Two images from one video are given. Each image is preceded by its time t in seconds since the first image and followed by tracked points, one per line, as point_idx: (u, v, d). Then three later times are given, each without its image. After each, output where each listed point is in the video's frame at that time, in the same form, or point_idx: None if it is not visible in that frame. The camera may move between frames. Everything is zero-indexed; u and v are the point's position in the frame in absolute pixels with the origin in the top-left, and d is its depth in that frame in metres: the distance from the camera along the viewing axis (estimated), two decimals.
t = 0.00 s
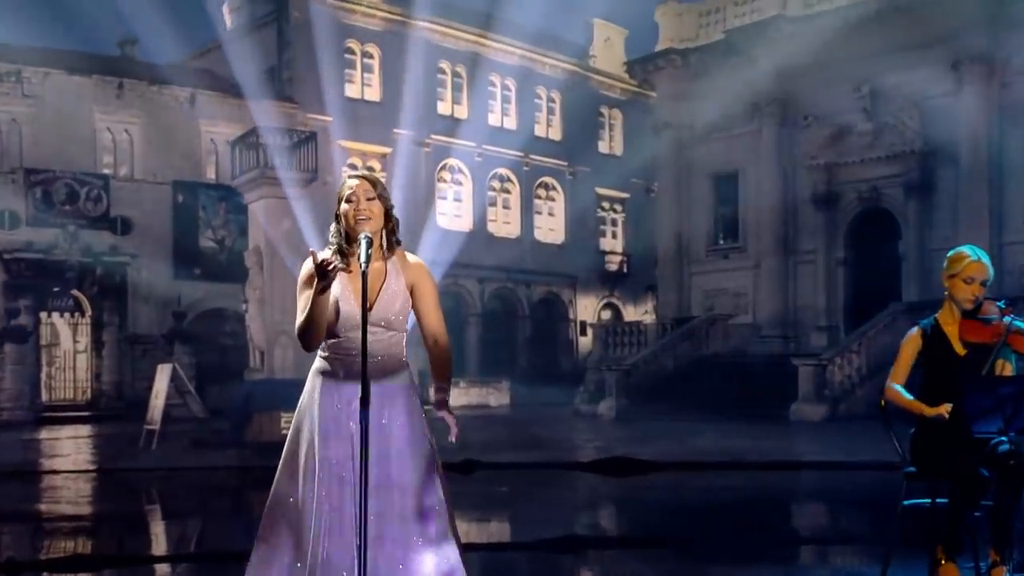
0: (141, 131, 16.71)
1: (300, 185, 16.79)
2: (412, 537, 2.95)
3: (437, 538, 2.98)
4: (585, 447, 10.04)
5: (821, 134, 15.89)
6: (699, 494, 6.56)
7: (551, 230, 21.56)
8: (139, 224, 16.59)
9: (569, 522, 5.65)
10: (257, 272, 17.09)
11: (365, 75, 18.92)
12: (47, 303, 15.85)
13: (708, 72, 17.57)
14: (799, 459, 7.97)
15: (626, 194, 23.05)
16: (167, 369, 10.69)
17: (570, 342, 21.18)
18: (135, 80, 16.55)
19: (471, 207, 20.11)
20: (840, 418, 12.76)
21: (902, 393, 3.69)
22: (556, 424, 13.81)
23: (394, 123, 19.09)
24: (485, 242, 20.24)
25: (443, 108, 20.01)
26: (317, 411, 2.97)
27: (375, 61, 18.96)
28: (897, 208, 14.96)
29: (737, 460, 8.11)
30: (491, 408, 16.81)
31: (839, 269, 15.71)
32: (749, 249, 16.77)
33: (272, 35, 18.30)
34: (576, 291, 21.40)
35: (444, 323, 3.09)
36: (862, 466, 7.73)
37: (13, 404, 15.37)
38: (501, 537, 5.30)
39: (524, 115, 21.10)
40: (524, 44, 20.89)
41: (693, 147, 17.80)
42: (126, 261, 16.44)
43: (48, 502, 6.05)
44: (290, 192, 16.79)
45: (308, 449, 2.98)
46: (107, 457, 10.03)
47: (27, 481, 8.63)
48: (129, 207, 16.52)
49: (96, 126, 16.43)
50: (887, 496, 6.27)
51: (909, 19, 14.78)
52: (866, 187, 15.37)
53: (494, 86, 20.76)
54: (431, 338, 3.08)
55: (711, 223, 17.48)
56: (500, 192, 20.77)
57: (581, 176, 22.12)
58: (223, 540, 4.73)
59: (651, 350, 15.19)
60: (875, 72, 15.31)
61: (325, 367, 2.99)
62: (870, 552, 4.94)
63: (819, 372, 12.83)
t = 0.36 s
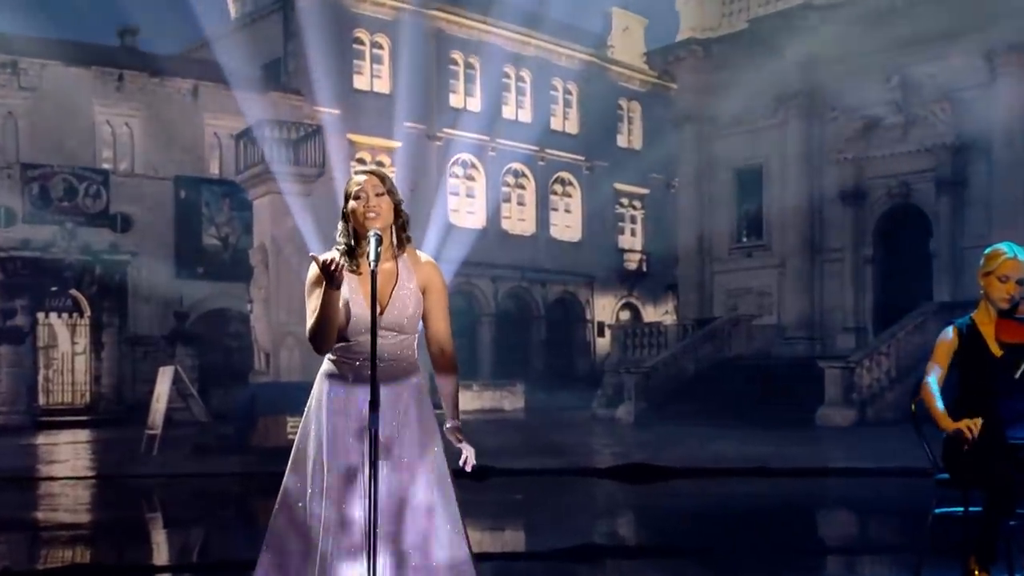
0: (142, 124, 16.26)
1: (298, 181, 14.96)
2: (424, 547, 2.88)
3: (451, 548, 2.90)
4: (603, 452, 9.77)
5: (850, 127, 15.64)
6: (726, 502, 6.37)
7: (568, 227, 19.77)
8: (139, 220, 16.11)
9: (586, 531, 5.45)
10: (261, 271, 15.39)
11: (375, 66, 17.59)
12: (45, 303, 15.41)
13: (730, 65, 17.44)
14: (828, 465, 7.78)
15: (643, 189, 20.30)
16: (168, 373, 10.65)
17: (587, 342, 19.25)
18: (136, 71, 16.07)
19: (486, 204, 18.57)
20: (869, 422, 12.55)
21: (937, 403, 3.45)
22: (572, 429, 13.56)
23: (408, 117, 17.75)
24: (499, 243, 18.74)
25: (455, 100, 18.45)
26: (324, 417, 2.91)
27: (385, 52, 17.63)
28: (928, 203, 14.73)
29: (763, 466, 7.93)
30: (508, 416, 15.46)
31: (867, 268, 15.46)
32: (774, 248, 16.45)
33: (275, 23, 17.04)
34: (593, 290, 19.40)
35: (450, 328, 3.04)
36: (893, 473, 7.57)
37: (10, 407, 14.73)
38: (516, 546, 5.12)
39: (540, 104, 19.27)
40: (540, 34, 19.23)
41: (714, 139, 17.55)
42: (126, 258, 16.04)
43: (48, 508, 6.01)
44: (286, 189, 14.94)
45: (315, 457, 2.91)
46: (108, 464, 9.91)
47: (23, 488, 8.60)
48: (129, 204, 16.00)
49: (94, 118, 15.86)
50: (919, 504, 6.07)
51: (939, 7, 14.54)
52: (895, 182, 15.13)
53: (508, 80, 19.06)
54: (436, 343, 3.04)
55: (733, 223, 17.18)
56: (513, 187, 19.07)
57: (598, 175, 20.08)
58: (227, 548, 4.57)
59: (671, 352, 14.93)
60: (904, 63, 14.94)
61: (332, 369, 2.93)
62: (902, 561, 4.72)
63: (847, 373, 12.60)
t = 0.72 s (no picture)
0: (144, 117, 13.49)
1: (294, 176, 13.87)
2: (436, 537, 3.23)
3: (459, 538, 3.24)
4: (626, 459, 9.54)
5: (882, 117, 15.97)
6: (769, 508, 6.28)
7: (586, 222, 14.53)
8: (141, 219, 13.59)
9: (606, 541, 5.26)
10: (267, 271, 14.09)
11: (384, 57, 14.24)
12: (37, 303, 13.15)
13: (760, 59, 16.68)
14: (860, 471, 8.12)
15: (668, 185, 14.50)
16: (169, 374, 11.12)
17: (603, 346, 13.97)
18: (136, 57, 13.39)
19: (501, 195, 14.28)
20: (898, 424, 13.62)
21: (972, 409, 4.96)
22: (591, 434, 13.29)
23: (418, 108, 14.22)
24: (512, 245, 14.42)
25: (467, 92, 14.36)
26: (337, 420, 3.28)
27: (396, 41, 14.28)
28: (963, 196, 15.76)
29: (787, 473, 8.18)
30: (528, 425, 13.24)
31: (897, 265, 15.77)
32: (801, 246, 15.64)
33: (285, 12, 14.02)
34: (611, 289, 14.26)
35: (460, 329, 3.31)
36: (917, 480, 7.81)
37: None
38: (532, 554, 4.96)
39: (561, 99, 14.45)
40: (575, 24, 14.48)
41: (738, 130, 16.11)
42: (125, 258, 13.56)
43: (48, 517, 6.08)
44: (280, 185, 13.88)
45: (330, 458, 3.29)
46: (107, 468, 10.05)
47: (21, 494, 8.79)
48: (129, 200, 13.40)
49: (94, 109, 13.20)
50: (949, 511, 5.93)
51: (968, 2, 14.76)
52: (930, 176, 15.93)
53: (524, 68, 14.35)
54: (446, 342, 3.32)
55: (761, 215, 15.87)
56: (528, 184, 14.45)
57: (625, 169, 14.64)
58: (229, 560, 4.49)
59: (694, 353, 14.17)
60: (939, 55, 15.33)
61: (344, 372, 3.28)
62: (932, 569, 4.55)
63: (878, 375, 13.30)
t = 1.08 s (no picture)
0: (144, 111, 13.94)
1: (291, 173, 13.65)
2: None
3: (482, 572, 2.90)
4: (646, 466, 9.31)
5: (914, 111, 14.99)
6: (793, 519, 6.04)
7: (604, 221, 15.42)
8: (142, 214, 13.78)
9: (627, 551, 5.06)
10: (273, 270, 14.06)
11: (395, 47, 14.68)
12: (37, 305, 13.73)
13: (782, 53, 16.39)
14: (896, 480, 7.84)
15: (689, 181, 15.22)
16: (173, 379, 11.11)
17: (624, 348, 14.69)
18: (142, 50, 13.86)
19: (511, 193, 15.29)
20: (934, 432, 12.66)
21: (995, 380, 4.82)
22: (612, 440, 13.09)
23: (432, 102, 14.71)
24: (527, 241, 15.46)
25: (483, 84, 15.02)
26: (341, 437, 2.88)
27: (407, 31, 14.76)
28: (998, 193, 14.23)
29: (812, 483, 7.97)
30: (543, 431, 13.28)
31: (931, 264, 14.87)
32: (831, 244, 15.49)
33: (289, 2, 14.09)
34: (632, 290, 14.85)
35: (475, 329, 3.01)
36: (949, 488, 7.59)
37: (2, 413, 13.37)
38: (550, 565, 4.76)
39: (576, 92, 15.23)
40: (587, 13, 15.33)
41: (765, 125, 16.52)
42: (126, 257, 13.86)
43: (44, 527, 5.93)
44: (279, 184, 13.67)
45: (336, 476, 2.89)
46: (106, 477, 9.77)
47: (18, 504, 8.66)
48: (132, 197, 13.66)
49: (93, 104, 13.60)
50: (989, 522, 5.70)
51: None
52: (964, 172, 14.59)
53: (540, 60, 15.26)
54: (459, 343, 3.01)
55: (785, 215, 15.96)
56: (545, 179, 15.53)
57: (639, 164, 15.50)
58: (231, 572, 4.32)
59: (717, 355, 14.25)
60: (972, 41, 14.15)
61: (351, 375, 2.89)
62: None
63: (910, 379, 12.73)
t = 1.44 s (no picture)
0: (143, 106, 14.65)
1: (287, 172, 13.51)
2: None
3: None
4: (664, 472, 9.15)
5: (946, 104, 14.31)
6: (814, 529, 5.82)
7: (623, 219, 16.11)
8: (141, 211, 14.48)
9: (649, 562, 4.92)
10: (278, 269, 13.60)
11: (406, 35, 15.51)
12: (36, 304, 13.91)
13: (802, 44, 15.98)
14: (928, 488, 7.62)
15: (710, 176, 15.99)
16: (174, 382, 10.66)
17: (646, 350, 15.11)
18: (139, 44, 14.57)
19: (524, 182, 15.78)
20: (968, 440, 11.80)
21: None
22: (628, 446, 12.94)
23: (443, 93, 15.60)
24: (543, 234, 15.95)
25: (496, 75, 15.70)
26: (349, 445, 2.70)
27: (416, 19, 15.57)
28: None
29: (836, 491, 7.77)
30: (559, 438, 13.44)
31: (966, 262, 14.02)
32: (859, 241, 15.02)
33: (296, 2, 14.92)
34: (653, 291, 15.63)
35: (489, 330, 2.80)
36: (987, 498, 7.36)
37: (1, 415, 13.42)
38: None
39: (593, 83, 15.88)
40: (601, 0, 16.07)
41: (793, 118, 15.99)
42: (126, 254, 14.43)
43: (38, 534, 5.87)
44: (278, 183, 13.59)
45: (344, 483, 2.70)
46: (105, 484, 9.76)
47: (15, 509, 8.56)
48: (130, 194, 14.40)
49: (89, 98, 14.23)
50: None
51: None
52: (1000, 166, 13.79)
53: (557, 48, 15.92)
54: (473, 345, 2.80)
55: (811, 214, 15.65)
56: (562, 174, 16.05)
57: (659, 158, 16.07)
58: None
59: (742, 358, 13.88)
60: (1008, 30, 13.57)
61: (359, 379, 2.70)
62: None
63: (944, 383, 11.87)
